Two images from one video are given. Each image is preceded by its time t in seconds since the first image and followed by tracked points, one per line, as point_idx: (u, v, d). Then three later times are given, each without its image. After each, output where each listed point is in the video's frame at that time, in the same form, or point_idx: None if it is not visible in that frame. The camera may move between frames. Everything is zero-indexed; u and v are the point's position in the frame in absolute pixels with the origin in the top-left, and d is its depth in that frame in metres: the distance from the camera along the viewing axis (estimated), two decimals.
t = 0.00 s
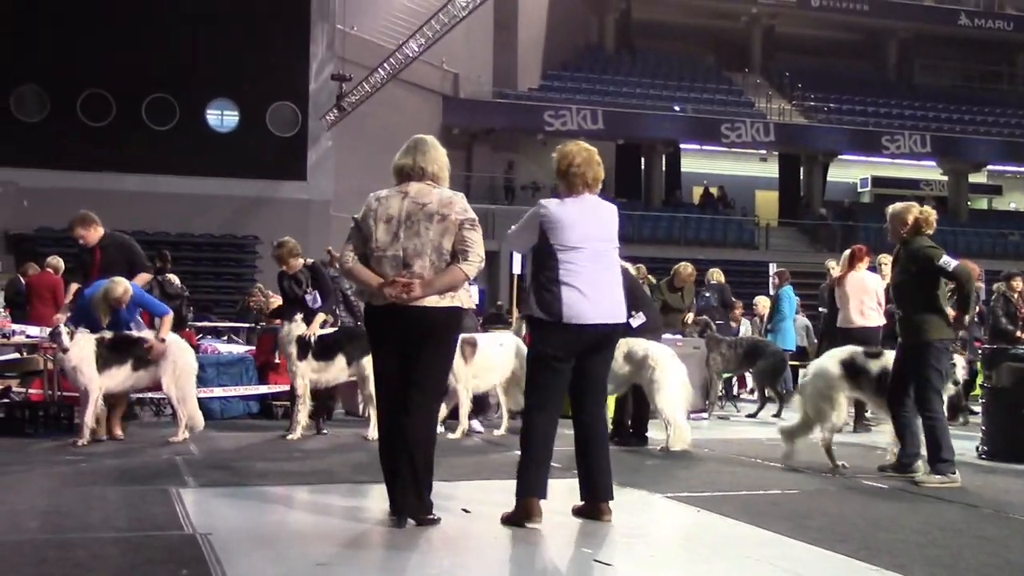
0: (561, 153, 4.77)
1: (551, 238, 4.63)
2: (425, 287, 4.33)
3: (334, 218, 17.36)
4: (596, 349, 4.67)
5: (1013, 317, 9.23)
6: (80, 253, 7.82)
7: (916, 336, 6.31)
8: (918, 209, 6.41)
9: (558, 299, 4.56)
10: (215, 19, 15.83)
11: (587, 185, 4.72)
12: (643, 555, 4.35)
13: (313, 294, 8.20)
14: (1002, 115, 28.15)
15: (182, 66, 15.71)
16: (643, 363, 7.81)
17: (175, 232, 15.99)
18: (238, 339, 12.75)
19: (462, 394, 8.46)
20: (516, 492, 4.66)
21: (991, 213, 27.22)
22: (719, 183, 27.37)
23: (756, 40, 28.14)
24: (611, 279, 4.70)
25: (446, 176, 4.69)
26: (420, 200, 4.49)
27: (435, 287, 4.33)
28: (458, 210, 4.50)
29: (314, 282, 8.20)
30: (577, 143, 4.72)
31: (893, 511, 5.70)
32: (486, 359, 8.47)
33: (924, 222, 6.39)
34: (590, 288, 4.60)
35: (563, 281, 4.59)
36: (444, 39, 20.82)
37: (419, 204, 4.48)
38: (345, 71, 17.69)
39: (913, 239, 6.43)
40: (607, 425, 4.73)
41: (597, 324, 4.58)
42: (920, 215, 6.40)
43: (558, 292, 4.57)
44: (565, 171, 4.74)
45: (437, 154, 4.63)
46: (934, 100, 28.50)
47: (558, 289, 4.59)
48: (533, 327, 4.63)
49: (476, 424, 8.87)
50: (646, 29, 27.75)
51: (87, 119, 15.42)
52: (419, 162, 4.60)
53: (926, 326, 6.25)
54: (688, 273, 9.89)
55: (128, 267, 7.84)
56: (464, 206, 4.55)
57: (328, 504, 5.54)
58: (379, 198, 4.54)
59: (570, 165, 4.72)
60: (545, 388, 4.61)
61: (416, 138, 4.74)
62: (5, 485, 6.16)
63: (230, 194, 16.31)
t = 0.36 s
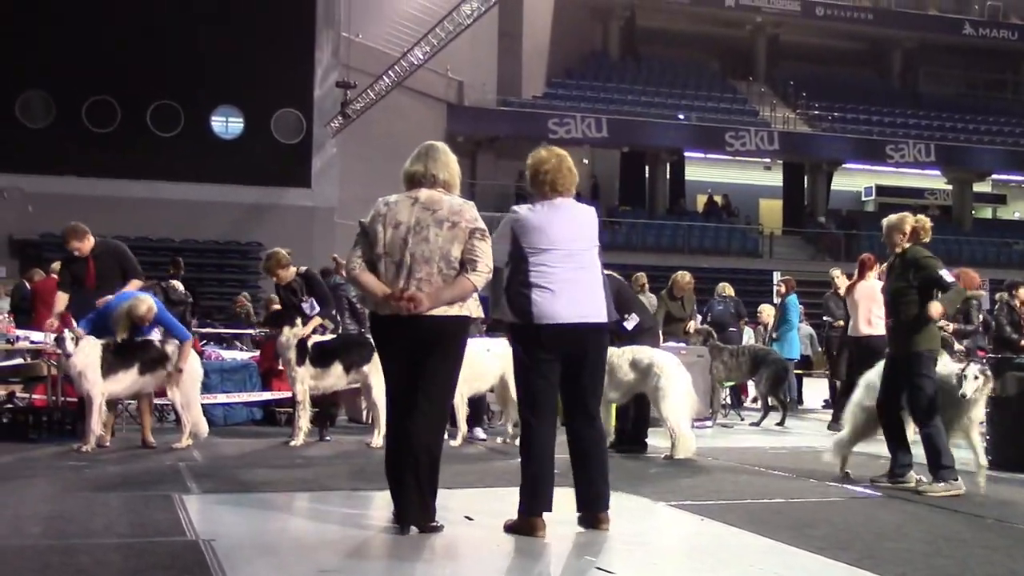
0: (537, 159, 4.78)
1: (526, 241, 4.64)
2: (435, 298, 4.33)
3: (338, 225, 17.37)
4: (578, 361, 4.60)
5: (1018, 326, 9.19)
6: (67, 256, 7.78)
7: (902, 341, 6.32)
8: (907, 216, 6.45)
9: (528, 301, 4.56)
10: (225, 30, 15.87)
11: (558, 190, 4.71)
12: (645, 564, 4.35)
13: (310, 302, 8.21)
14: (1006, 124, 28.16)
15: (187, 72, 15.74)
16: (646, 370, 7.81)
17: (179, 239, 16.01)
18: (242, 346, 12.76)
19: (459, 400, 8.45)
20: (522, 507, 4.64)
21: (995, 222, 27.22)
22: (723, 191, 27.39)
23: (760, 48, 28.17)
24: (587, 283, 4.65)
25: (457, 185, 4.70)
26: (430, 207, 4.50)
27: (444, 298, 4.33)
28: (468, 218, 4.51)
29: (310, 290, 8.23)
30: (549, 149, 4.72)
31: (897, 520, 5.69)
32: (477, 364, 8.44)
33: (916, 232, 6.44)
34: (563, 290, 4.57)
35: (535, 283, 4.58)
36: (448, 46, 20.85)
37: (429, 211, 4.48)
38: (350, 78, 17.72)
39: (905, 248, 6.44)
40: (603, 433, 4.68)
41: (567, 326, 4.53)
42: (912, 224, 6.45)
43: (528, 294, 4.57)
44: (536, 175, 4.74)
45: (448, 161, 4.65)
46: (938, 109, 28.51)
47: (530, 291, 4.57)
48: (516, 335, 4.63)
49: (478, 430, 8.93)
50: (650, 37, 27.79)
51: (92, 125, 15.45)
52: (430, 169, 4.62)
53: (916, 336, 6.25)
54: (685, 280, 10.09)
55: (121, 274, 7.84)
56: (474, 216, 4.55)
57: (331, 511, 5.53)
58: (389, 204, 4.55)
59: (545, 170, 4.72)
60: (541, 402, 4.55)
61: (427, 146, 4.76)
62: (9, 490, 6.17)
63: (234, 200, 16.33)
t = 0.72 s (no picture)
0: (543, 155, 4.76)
1: (525, 240, 4.65)
2: (436, 307, 4.32)
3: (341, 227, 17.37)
4: (575, 363, 4.59)
5: None
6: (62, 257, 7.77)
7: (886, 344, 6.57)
8: (892, 220, 6.57)
9: (523, 299, 4.58)
10: (228, 32, 15.86)
11: (563, 188, 4.70)
12: (648, 565, 4.34)
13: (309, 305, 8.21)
14: (1011, 126, 28.15)
15: (191, 74, 15.74)
16: (647, 374, 7.80)
17: (182, 240, 16.01)
18: (244, 347, 12.76)
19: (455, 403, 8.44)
20: (523, 509, 4.62)
21: (999, 225, 27.19)
22: (727, 194, 27.40)
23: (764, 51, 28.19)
24: (585, 282, 4.63)
25: (458, 183, 4.68)
26: (430, 208, 4.48)
27: (444, 307, 4.32)
28: (468, 220, 4.50)
29: (306, 292, 8.18)
30: (554, 146, 4.70)
31: (901, 523, 5.66)
32: (473, 366, 8.40)
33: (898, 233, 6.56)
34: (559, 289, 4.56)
35: (530, 282, 4.59)
36: (452, 48, 20.84)
37: (428, 213, 4.47)
38: (354, 80, 17.71)
39: (892, 250, 6.60)
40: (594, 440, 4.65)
41: (561, 325, 4.52)
42: (893, 224, 6.56)
43: (524, 293, 4.59)
44: (542, 173, 4.72)
45: (449, 160, 4.63)
46: (942, 112, 28.52)
47: (526, 290, 4.59)
48: (512, 335, 4.63)
49: (482, 431, 8.93)
50: (653, 39, 27.82)
51: (95, 126, 15.45)
52: (431, 169, 4.59)
53: (895, 340, 6.52)
54: (687, 281, 10.09)
55: (117, 273, 7.84)
56: (474, 218, 4.54)
57: (334, 513, 5.52)
58: (389, 204, 4.53)
59: (553, 166, 4.70)
60: (540, 403, 4.54)
61: (427, 143, 4.73)
62: (11, 491, 6.15)
63: (238, 202, 16.33)
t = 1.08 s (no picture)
0: (551, 156, 4.74)
1: (537, 244, 4.64)
2: (428, 306, 4.33)
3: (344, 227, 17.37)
4: (578, 363, 4.59)
5: None
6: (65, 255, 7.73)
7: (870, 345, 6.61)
8: (870, 225, 6.41)
9: (532, 305, 4.57)
10: (232, 32, 15.89)
11: (577, 191, 4.72)
12: (652, 565, 4.35)
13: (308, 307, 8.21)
14: (1015, 127, 28.11)
15: (194, 74, 15.76)
16: (650, 375, 7.80)
17: (185, 240, 16.03)
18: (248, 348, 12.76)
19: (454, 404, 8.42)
20: (527, 508, 4.61)
21: (1003, 225, 27.16)
22: (730, 194, 27.38)
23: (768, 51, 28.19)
24: (593, 289, 4.62)
25: (453, 183, 4.67)
26: (425, 207, 4.47)
27: (438, 308, 4.33)
28: (461, 221, 4.49)
29: (309, 293, 8.23)
30: (564, 147, 4.69)
31: (905, 523, 5.66)
32: (468, 370, 8.36)
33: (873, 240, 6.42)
34: (570, 295, 4.56)
35: (538, 288, 4.60)
36: (455, 48, 20.84)
37: (422, 212, 4.46)
38: (357, 80, 17.73)
39: (874, 259, 6.54)
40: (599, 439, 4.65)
41: (569, 330, 4.52)
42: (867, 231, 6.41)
43: (533, 299, 4.58)
44: (555, 176, 4.71)
45: (444, 160, 4.61)
46: (946, 113, 28.48)
47: (535, 296, 4.59)
48: (518, 338, 4.64)
49: (485, 431, 8.93)
50: (657, 40, 27.82)
51: (99, 126, 15.48)
52: (426, 169, 4.58)
53: (876, 343, 6.55)
54: (690, 281, 10.09)
55: (120, 271, 7.82)
56: (468, 217, 4.54)
57: (337, 513, 5.53)
58: (383, 202, 4.52)
59: (562, 171, 4.69)
60: (544, 402, 4.55)
61: (423, 142, 4.72)
62: (14, 490, 6.16)
63: (241, 202, 16.35)
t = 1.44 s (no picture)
0: (556, 157, 4.74)
1: (544, 248, 4.65)
2: (436, 312, 4.32)
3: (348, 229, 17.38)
4: (584, 365, 4.59)
5: None
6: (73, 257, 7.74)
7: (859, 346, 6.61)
8: (849, 227, 6.47)
9: (540, 309, 4.57)
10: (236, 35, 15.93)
11: (585, 194, 4.73)
12: (656, 568, 4.35)
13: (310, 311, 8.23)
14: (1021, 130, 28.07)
15: (199, 77, 15.81)
16: (655, 379, 7.80)
17: (189, 243, 16.04)
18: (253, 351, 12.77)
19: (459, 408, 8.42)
20: (532, 510, 4.61)
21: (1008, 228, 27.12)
22: (735, 197, 27.39)
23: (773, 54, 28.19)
24: (601, 292, 4.63)
25: (458, 186, 4.66)
26: (430, 211, 4.47)
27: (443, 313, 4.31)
28: (468, 224, 4.48)
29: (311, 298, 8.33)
30: (570, 148, 4.69)
31: (910, 527, 5.65)
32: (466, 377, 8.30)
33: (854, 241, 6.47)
34: (578, 299, 4.57)
35: (548, 290, 4.61)
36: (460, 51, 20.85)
37: (428, 217, 4.46)
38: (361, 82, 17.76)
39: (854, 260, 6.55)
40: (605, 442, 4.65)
41: (578, 334, 4.52)
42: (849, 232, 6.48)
43: (541, 303, 4.58)
44: (561, 177, 4.72)
45: (450, 164, 4.61)
46: (951, 116, 28.46)
47: (544, 300, 4.59)
48: (524, 343, 4.63)
49: (489, 434, 8.92)
50: (662, 43, 27.85)
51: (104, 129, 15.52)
52: (432, 173, 4.58)
53: (869, 342, 6.55)
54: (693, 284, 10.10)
55: (125, 274, 7.89)
56: (476, 220, 4.53)
57: (342, 516, 5.53)
58: (389, 207, 4.52)
59: (569, 173, 4.70)
60: (550, 406, 4.55)
61: (428, 146, 4.72)
62: (19, 493, 6.17)
63: (246, 205, 16.37)
